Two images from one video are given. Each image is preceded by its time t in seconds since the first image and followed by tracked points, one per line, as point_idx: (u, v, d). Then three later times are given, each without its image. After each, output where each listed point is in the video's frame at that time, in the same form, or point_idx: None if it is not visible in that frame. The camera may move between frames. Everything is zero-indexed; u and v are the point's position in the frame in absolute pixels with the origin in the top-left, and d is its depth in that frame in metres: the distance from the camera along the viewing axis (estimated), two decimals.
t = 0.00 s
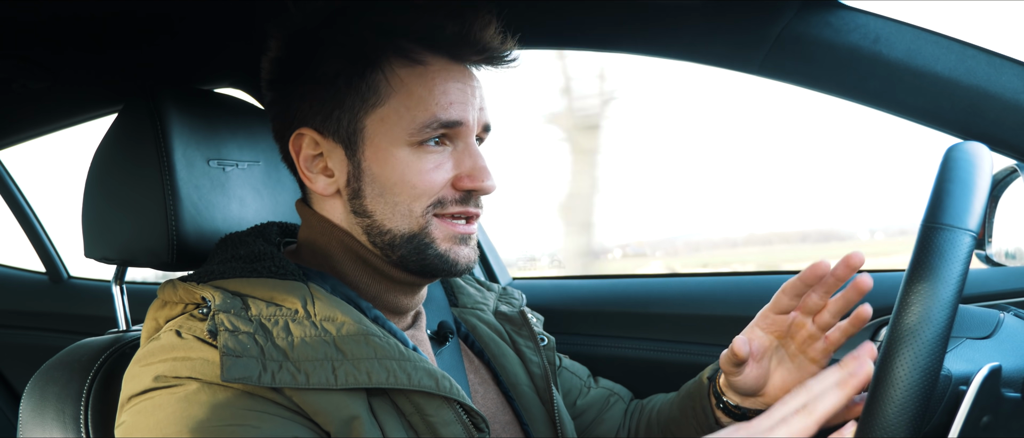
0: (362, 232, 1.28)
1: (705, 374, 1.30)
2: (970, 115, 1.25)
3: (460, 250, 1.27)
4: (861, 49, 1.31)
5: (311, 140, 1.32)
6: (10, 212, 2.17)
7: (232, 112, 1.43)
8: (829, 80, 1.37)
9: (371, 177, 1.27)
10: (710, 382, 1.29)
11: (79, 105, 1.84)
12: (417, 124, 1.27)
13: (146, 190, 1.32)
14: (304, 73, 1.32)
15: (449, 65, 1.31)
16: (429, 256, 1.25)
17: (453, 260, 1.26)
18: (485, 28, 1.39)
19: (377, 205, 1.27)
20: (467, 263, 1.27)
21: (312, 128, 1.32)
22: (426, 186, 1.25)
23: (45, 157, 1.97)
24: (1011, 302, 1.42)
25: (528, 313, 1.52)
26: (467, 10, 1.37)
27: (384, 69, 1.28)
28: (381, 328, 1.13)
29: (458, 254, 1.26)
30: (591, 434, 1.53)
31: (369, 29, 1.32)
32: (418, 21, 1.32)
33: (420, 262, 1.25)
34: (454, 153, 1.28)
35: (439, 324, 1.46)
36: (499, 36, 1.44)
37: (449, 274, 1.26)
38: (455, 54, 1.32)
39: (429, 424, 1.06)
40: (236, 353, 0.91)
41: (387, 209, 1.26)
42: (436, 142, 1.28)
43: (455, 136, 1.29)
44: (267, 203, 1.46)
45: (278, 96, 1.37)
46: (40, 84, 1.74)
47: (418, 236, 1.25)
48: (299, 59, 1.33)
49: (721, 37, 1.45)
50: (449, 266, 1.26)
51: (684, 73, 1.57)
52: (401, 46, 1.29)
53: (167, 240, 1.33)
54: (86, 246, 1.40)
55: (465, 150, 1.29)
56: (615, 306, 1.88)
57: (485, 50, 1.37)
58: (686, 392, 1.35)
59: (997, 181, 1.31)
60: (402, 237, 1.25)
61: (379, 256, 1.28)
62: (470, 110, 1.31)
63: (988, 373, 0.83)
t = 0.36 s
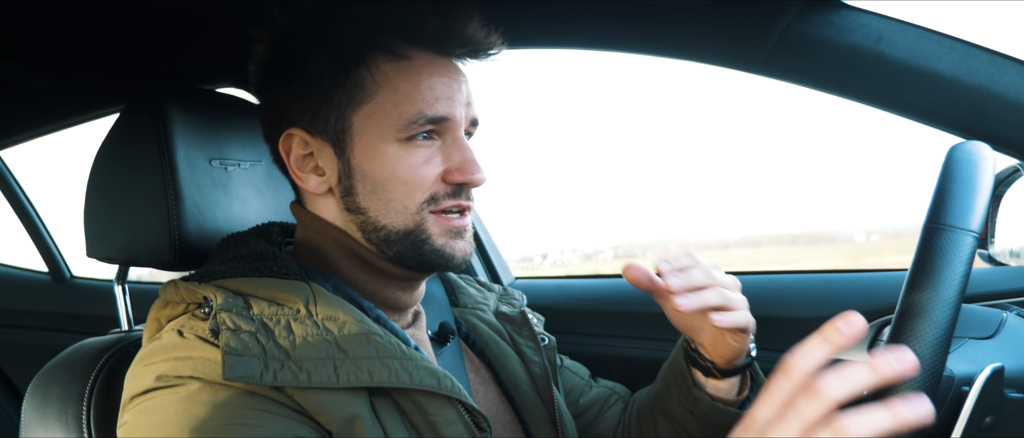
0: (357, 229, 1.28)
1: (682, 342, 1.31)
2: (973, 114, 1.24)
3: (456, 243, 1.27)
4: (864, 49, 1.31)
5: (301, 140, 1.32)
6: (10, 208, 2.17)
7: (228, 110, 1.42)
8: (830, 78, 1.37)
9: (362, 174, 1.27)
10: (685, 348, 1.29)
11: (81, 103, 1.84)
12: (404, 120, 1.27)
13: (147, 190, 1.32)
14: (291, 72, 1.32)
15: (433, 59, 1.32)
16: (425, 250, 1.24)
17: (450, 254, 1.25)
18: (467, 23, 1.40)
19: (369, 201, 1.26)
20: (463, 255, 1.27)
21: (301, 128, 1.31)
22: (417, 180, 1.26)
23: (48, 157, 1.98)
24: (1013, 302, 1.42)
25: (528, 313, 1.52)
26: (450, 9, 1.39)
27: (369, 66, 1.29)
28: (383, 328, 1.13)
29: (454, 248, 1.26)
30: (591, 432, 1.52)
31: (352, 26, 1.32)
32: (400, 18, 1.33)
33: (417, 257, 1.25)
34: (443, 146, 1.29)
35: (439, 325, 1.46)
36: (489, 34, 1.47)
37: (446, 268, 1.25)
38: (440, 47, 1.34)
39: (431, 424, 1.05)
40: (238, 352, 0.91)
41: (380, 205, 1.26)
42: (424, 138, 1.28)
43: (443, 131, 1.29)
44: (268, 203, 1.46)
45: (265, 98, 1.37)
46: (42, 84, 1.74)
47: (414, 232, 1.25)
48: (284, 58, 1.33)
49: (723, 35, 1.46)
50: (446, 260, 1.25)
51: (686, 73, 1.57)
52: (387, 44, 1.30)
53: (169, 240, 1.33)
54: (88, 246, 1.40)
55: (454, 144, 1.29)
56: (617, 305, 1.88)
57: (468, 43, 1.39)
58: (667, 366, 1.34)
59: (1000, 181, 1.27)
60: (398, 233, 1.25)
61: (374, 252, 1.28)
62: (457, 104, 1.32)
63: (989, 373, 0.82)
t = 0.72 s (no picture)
0: (357, 237, 1.28)
1: (714, 350, 1.28)
2: (970, 115, 1.25)
3: (456, 256, 1.27)
4: (862, 49, 1.32)
5: (303, 146, 1.32)
6: (11, 212, 2.16)
7: (230, 112, 1.43)
8: (829, 79, 1.38)
9: (362, 184, 1.26)
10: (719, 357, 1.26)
11: (79, 103, 1.84)
12: (405, 135, 1.25)
13: (147, 189, 1.32)
14: (295, 75, 1.32)
15: (439, 70, 1.29)
16: (424, 263, 1.26)
17: (449, 267, 1.27)
18: (476, 32, 1.38)
19: (369, 212, 1.26)
20: (462, 268, 1.28)
21: (303, 134, 1.31)
22: (418, 195, 1.24)
23: (46, 156, 1.98)
24: (1010, 302, 1.43)
25: (526, 312, 1.53)
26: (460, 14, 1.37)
27: (371, 75, 1.27)
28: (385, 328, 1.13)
29: (454, 261, 1.27)
30: (591, 431, 1.53)
31: (357, 34, 1.30)
32: (408, 26, 1.31)
33: (415, 268, 1.26)
34: (446, 160, 1.27)
35: (438, 324, 1.46)
36: (494, 36, 1.45)
37: (444, 279, 1.27)
38: (446, 56, 1.31)
39: (432, 423, 1.05)
40: (240, 351, 0.91)
41: (380, 217, 1.25)
42: (426, 151, 1.26)
43: (446, 144, 1.27)
44: (267, 203, 1.46)
45: (271, 96, 1.37)
46: (40, 83, 1.73)
47: (413, 245, 1.25)
48: (291, 63, 1.33)
49: (722, 36, 1.46)
50: (444, 272, 1.27)
51: (685, 74, 1.57)
52: (391, 52, 1.28)
53: (167, 239, 1.33)
54: (86, 246, 1.40)
55: (457, 158, 1.27)
56: (615, 306, 1.88)
57: (477, 52, 1.36)
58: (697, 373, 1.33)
59: (997, 181, 1.30)
60: (398, 245, 1.25)
61: (373, 260, 1.29)
62: (463, 116, 1.29)
63: (987, 373, 0.83)
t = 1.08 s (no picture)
0: (360, 236, 1.28)
1: (713, 354, 1.30)
2: (972, 114, 1.24)
3: (458, 254, 1.28)
4: (863, 49, 1.31)
5: (305, 145, 1.32)
6: (10, 208, 2.17)
7: (229, 111, 1.42)
8: (830, 79, 1.37)
9: (365, 182, 1.27)
10: (718, 361, 1.28)
11: (81, 103, 1.84)
12: (409, 131, 1.26)
13: (147, 190, 1.32)
14: (298, 73, 1.32)
15: (441, 68, 1.30)
16: (427, 260, 1.26)
17: (451, 264, 1.27)
18: (478, 28, 1.37)
19: (372, 210, 1.26)
20: (466, 266, 1.29)
21: (305, 133, 1.31)
22: (420, 191, 1.25)
23: (48, 156, 1.98)
24: (1011, 302, 1.42)
25: (528, 313, 1.53)
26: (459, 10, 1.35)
27: (373, 73, 1.27)
28: (384, 330, 1.13)
29: (456, 258, 1.27)
30: (592, 433, 1.52)
31: (357, 30, 1.30)
32: (409, 22, 1.30)
33: (418, 266, 1.26)
34: (448, 157, 1.28)
35: (439, 324, 1.46)
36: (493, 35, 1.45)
37: (448, 277, 1.28)
38: (448, 54, 1.31)
39: (430, 425, 1.06)
40: (238, 354, 0.91)
41: (383, 214, 1.25)
42: (429, 148, 1.27)
43: (448, 141, 1.28)
44: (268, 203, 1.46)
45: (271, 99, 1.37)
46: (41, 84, 1.74)
47: (416, 241, 1.25)
48: (293, 62, 1.33)
49: (722, 35, 1.45)
50: (447, 269, 1.27)
51: (685, 73, 1.57)
52: (392, 48, 1.28)
53: (168, 239, 1.33)
54: (87, 246, 1.40)
55: (459, 155, 1.28)
56: (616, 306, 1.88)
57: (478, 51, 1.37)
58: (697, 376, 1.34)
59: (998, 182, 1.26)
60: (400, 242, 1.25)
61: (375, 259, 1.28)
62: (464, 114, 1.30)
63: (988, 375, 0.83)
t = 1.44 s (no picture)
0: (351, 231, 1.28)
1: (713, 357, 1.31)
2: (974, 115, 1.24)
3: (449, 244, 1.27)
4: (864, 50, 1.31)
5: (291, 143, 1.32)
6: (12, 209, 2.17)
7: (231, 111, 1.43)
8: (831, 80, 1.37)
9: (352, 176, 1.27)
10: (718, 363, 1.29)
11: (82, 104, 1.85)
12: (393, 121, 1.26)
13: (147, 191, 1.32)
14: (283, 76, 1.32)
15: (421, 58, 1.31)
16: (418, 250, 1.24)
17: (442, 255, 1.26)
18: (453, 17, 1.40)
19: (360, 202, 1.26)
20: (456, 257, 1.28)
21: (290, 131, 1.31)
22: (408, 180, 1.26)
23: (49, 157, 1.98)
24: (1013, 302, 1.42)
25: (529, 313, 1.52)
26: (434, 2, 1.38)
27: (354, 66, 1.28)
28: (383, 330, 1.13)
29: (447, 248, 1.27)
30: (593, 434, 1.52)
31: (339, 28, 1.31)
32: (386, 16, 1.33)
33: (410, 257, 1.25)
34: (433, 145, 1.28)
35: (439, 324, 1.46)
36: (472, 24, 1.45)
37: (439, 268, 1.26)
38: (426, 44, 1.33)
39: (430, 426, 1.06)
40: (237, 355, 0.91)
41: (372, 206, 1.26)
42: (414, 138, 1.28)
43: (432, 130, 1.29)
44: (269, 203, 1.46)
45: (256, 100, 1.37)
46: (42, 84, 1.74)
47: (404, 231, 1.25)
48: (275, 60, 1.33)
49: (722, 35, 1.45)
50: (439, 260, 1.25)
51: (685, 74, 1.57)
52: (372, 43, 1.29)
53: (169, 240, 1.33)
54: (88, 247, 1.40)
55: (443, 142, 1.29)
56: (617, 306, 1.88)
57: (454, 38, 1.39)
58: (697, 377, 1.35)
59: (999, 182, 1.28)
60: (390, 233, 1.25)
61: (369, 254, 1.27)
62: (447, 103, 1.31)
63: (988, 376, 0.83)
